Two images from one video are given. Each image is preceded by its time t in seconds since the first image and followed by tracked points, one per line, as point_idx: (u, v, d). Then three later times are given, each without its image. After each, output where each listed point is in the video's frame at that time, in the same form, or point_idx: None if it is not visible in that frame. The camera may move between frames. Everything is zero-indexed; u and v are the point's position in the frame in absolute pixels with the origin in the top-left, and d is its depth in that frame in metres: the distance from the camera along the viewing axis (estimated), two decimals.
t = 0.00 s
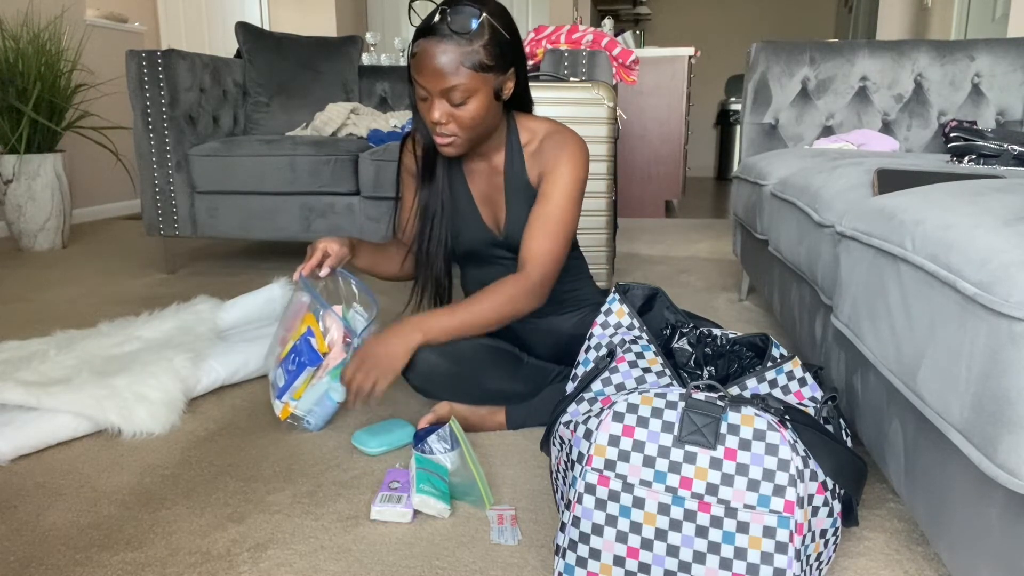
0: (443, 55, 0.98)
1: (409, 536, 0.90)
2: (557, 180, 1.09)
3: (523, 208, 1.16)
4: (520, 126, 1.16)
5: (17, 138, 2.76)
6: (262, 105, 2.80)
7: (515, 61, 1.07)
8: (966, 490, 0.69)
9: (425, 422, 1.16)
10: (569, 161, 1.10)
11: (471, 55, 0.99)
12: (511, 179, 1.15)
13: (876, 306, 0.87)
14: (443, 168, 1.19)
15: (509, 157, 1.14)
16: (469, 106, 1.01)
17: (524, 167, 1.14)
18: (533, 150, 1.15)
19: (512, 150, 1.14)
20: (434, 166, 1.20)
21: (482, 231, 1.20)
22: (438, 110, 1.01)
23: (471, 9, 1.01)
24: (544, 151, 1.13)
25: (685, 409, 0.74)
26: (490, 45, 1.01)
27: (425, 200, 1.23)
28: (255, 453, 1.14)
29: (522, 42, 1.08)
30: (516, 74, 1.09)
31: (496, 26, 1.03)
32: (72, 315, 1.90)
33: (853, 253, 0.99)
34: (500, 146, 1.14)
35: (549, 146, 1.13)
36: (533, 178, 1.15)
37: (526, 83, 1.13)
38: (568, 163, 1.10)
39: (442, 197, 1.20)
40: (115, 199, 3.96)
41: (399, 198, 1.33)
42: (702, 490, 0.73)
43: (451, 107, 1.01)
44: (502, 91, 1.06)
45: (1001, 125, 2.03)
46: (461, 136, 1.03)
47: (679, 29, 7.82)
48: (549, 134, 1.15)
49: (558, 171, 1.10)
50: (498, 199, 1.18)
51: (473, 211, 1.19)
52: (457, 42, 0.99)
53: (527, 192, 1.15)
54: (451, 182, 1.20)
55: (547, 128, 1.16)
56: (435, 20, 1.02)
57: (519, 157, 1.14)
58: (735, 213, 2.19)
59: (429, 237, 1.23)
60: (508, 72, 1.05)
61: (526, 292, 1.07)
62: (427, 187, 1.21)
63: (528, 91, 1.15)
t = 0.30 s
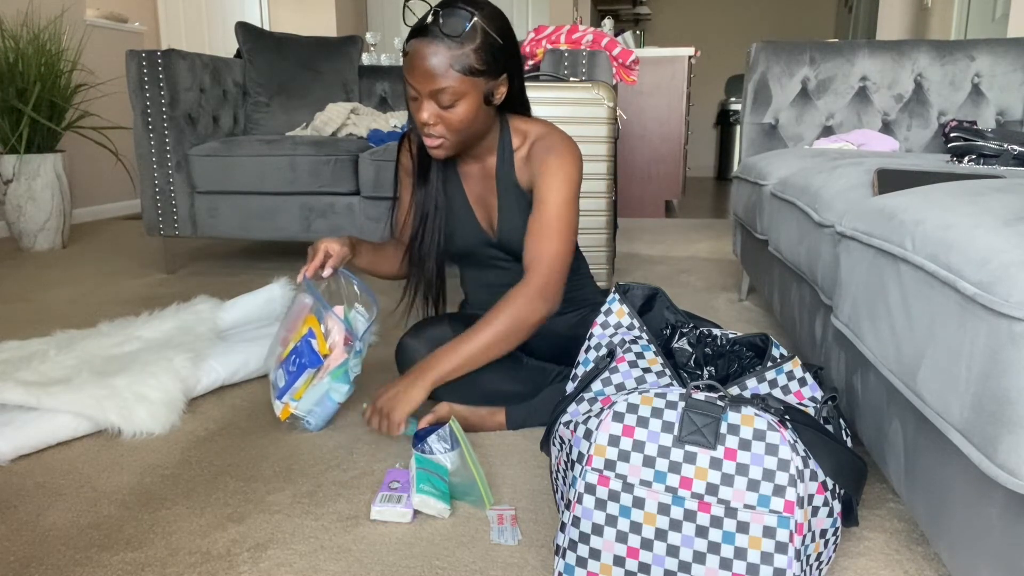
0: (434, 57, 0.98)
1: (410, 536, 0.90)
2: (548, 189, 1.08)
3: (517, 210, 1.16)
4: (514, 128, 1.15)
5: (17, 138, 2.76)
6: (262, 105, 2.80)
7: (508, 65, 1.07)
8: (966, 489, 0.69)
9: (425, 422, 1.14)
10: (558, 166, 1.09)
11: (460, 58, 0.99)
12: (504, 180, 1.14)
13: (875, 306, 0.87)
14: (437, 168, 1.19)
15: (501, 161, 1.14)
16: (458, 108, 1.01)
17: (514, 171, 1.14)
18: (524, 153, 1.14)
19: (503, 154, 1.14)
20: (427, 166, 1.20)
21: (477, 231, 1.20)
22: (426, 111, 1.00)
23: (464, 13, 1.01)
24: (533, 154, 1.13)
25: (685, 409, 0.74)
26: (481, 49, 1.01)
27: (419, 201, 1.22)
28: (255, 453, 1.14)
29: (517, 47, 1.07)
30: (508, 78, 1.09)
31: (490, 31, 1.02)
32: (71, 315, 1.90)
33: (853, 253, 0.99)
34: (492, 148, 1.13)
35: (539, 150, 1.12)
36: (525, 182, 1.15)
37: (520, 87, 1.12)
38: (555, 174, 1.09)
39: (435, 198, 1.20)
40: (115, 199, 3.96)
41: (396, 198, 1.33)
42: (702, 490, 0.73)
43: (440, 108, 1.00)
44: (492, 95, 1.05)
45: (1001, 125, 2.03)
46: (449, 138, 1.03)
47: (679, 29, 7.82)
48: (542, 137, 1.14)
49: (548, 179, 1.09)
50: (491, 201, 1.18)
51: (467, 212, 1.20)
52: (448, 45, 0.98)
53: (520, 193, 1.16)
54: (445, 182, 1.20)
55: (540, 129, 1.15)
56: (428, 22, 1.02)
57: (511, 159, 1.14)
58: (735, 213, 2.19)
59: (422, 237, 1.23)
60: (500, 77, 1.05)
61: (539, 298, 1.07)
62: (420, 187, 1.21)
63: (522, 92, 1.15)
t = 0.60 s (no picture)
0: (442, 53, 0.98)
1: (409, 536, 0.90)
2: (564, 176, 1.11)
3: (522, 206, 1.16)
4: (516, 124, 1.15)
5: (17, 138, 2.76)
6: (262, 105, 2.80)
7: (513, 61, 1.07)
8: (966, 488, 0.69)
9: (425, 422, 1.16)
10: (572, 158, 1.11)
11: (468, 54, 0.99)
12: (512, 176, 1.14)
13: (876, 306, 0.87)
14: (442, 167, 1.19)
15: (508, 157, 1.14)
16: (466, 104, 1.01)
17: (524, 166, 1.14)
18: (531, 149, 1.15)
19: (511, 151, 1.13)
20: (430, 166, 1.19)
21: (480, 231, 1.20)
22: (435, 109, 1.00)
23: (468, 8, 1.01)
24: (547, 151, 1.13)
25: (685, 409, 0.74)
26: (487, 44, 1.01)
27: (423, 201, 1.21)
28: (255, 453, 1.14)
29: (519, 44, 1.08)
30: (512, 74, 1.09)
31: (494, 25, 1.03)
32: (71, 315, 1.90)
33: (853, 253, 0.99)
34: (497, 144, 1.13)
35: (551, 146, 1.13)
36: (534, 177, 1.15)
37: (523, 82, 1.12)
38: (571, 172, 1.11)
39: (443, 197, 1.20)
40: (115, 199, 3.96)
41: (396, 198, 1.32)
42: (702, 490, 0.73)
43: (448, 105, 1.00)
44: (498, 91, 1.05)
45: (1001, 125, 2.03)
46: (458, 135, 1.02)
47: (679, 29, 7.83)
48: (548, 132, 1.14)
49: (564, 170, 1.11)
50: (496, 199, 1.18)
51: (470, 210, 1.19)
52: (455, 41, 0.99)
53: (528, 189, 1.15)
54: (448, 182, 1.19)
55: (547, 127, 1.16)
56: (432, 19, 1.02)
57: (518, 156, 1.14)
58: (735, 213, 2.19)
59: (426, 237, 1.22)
60: (505, 72, 1.05)
61: (555, 294, 1.11)
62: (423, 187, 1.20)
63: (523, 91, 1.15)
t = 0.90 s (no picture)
0: (484, 38, 0.99)
1: (409, 536, 0.90)
2: (563, 173, 1.10)
3: (525, 204, 1.15)
4: (525, 122, 1.17)
5: (17, 139, 2.76)
6: (262, 105, 2.80)
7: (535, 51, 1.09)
8: (965, 487, 0.69)
9: (425, 422, 1.16)
10: (574, 154, 1.11)
11: (511, 38, 1.01)
12: (517, 174, 1.14)
13: (876, 306, 0.87)
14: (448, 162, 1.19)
15: (515, 154, 1.14)
16: (507, 88, 1.02)
17: (529, 164, 1.14)
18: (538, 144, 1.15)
19: (518, 148, 1.14)
20: (441, 162, 1.19)
21: (484, 227, 1.19)
22: (479, 93, 1.01)
23: None
24: (549, 147, 1.13)
25: (685, 410, 0.74)
26: (524, 29, 1.03)
27: (433, 199, 1.21)
28: (255, 452, 1.14)
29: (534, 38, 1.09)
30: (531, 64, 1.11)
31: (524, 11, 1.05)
32: (71, 315, 1.90)
33: (853, 253, 0.99)
34: (506, 142, 1.14)
35: (556, 141, 1.13)
36: (536, 174, 1.14)
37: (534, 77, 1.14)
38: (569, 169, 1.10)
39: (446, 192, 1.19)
40: (115, 199, 3.96)
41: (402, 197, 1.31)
42: (702, 490, 0.73)
43: (491, 89, 1.01)
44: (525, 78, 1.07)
45: (1002, 125, 2.03)
46: (499, 119, 1.03)
47: (679, 29, 7.83)
48: (556, 129, 1.14)
49: (564, 166, 1.11)
50: (501, 193, 1.18)
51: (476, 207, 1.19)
52: (497, 25, 1.00)
53: (529, 189, 1.15)
54: (457, 177, 1.19)
55: (552, 125, 1.16)
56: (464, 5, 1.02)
57: (524, 154, 1.14)
58: (735, 213, 2.19)
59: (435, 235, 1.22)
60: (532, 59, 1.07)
61: (534, 289, 1.09)
62: (433, 183, 1.20)
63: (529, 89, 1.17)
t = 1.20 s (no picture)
0: (501, 37, 0.99)
1: (409, 536, 0.90)
2: (563, 167, 1.10)
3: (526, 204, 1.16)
4: (531, 123, 1.17)
5: (17, 139, 2.76)
6: (262, 105, 2.80)
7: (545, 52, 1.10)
8: (965, 487, 0.69)
9: (426, 422, 1.16)
10: (576, 154, 1.11)
11: (526, 38, 1.01)
12: (520, 173, 1.15)
13: (876, 306, 0.87)
14: (451, 156, 1.19)
15: (520, 155, 1.15)
16: (520, 88, 1.03)
17: (531, 164, 1.15)
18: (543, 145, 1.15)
19: (522, 148, 1.15)
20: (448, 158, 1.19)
21: (486, 224, 1.18)
22: (493, 91, 1.00)
23: None
24: (552, 147, 1.14)
25: (685, 410, 0.74)
26: (537, 30, 1.04)
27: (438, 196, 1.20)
28: (256, 452, 1.14)
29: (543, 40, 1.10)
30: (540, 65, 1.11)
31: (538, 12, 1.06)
32: (71, 315, 1.90)
33: (853, 253, 0.99)
34: (511, 142, 1.15)
35: (560, 141, 1.14)
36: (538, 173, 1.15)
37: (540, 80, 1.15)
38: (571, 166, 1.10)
39: (449, 184, 1.18)
40: (115, 199, 3.96)
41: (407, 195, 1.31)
42: (702, 490, 0.73)
43: (505, 88, 1.01)
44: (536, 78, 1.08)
45: (1001, 125, 2.03)
46: (510, 118, 1.03)
47: (679, 29, 7.83)
48: (559, 129, 1.15)
49: (563, 162, 1.10)
50: (505, 192, 1.18)
51: (480, 205, 1.18)
52: (513, 25, 1.00)
53: (529, 189, 1.15)
54: (463, 175, 1.18)
55: (558, 126, 1.16)
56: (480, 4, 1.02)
57: (529, 155, 1.15)
58: (735, 213, 2.19)
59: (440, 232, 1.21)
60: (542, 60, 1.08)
61: (516, 280, 1.09)
62: (439, 180, 1.19)
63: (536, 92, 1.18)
